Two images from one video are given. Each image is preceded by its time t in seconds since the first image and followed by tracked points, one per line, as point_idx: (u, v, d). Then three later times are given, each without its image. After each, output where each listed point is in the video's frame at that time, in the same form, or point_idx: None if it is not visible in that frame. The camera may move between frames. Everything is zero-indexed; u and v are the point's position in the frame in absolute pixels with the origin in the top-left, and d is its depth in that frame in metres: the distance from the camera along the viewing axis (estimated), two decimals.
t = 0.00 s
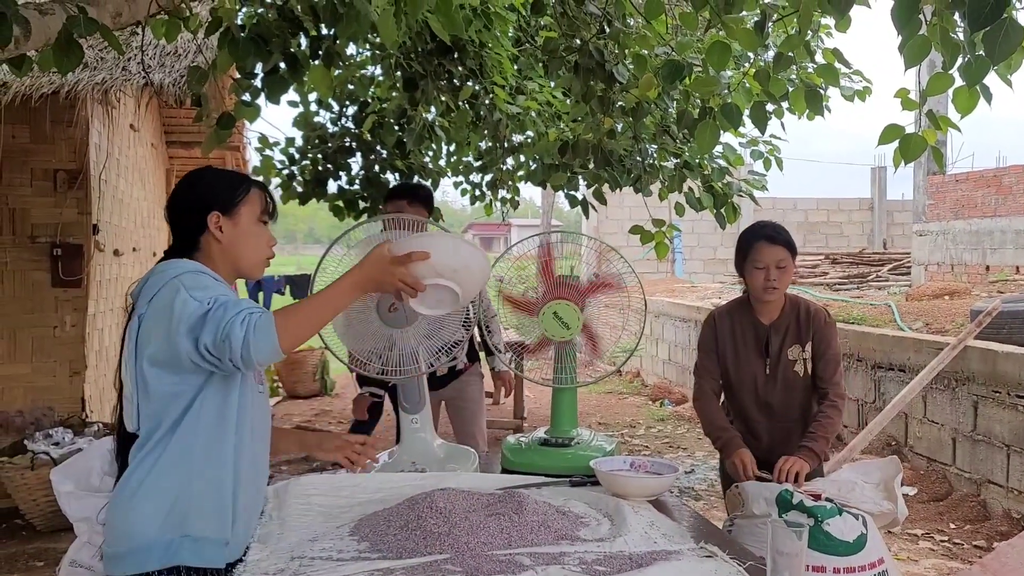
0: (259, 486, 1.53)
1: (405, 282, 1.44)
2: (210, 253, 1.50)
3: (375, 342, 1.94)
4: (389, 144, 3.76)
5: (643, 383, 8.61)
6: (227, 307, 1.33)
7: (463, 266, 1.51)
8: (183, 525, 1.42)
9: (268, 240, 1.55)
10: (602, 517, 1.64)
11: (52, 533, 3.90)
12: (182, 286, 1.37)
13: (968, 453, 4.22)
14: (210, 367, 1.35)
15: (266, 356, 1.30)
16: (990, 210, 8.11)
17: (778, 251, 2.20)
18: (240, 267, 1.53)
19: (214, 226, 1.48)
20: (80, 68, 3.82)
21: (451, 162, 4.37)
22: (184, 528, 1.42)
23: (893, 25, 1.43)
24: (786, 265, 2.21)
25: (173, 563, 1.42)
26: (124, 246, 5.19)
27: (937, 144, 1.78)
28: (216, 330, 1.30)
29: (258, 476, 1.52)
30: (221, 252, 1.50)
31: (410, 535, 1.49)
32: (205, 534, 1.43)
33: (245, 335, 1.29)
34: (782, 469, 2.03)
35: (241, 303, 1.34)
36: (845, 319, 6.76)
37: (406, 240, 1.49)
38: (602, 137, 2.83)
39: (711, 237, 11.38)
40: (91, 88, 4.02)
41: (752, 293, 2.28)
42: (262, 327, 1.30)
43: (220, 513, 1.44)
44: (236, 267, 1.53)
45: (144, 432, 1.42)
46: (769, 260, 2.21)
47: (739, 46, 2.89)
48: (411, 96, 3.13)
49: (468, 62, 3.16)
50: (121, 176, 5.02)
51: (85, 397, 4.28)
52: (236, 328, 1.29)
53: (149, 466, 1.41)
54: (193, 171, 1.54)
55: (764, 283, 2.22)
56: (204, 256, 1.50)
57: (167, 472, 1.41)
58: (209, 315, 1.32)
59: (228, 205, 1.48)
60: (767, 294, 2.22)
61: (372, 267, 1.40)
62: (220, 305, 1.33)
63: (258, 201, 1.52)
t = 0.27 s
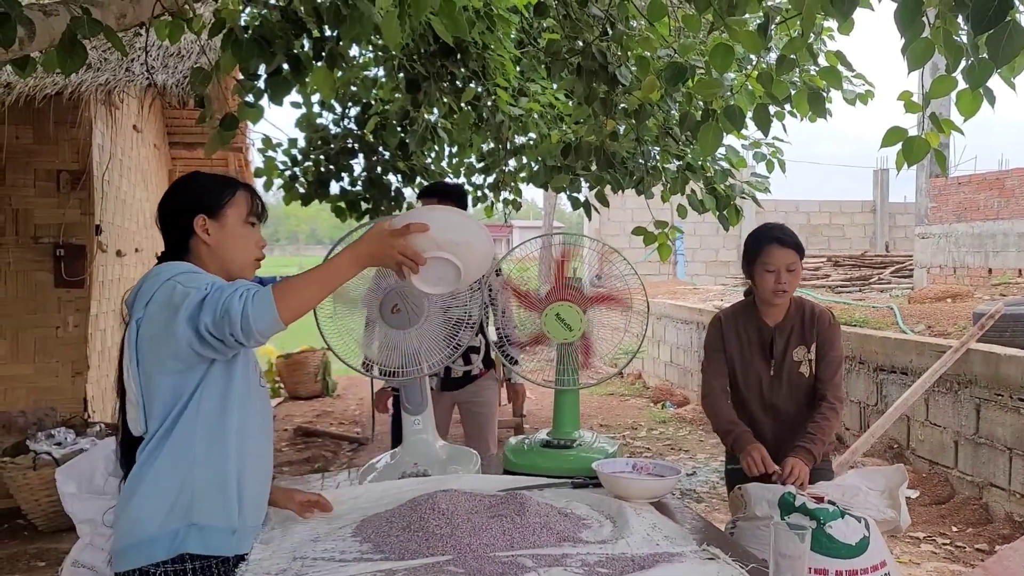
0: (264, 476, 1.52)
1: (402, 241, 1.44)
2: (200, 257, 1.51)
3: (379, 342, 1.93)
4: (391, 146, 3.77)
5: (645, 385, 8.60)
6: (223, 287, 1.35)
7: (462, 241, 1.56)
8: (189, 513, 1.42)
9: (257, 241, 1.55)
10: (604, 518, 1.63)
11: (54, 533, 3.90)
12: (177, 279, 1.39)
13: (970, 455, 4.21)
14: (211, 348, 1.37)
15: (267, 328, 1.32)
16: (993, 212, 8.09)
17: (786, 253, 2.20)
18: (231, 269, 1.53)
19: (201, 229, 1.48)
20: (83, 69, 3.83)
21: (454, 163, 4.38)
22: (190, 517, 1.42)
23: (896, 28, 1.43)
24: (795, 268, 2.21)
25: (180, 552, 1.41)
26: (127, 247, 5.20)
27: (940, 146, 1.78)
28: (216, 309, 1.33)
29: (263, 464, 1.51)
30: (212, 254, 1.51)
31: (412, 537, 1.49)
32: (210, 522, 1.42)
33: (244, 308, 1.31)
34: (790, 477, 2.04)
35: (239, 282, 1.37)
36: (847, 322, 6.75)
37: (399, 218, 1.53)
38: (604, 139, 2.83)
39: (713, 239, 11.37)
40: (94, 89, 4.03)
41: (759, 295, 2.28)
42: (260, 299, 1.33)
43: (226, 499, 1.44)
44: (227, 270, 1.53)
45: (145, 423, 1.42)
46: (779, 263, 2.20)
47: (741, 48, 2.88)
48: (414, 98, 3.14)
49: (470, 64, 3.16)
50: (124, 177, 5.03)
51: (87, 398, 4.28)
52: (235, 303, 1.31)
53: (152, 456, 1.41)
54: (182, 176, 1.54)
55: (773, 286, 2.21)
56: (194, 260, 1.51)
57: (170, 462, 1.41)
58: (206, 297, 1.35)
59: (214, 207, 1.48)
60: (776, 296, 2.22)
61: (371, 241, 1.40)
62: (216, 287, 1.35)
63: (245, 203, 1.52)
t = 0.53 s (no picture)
0: (264, 475, 1.52)
1: (402, 231, 1.49)
2: (197, 259, 1.51)
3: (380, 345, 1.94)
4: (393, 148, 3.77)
5: (646, 387, 8.59)
6: (227, 286, 1.35)
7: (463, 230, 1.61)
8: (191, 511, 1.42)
9: (255, 244, 1.55)
10: (606, 521, 1.63)
11: (55, 535, 3.90)
12: (178, 280, 1.39)
13: (972, 458, 4.21)
14: (215, 347, 1.37)
15: (273, 324, 1.32)
16: (995, 215, 8.08)
17: (820, 258, 2.16)
18: (227, 271, 1.53)
19: (197, 231, 1.48)
20: (86, 71, 3.84)
21: (456, 165, 4.38)
22: (191, 515, 1.42)
23: (899, 30, 1.43)
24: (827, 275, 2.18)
25: (181, 551, 1.40)
26: (129, 249, 5.21)
27: (942, 149, 1.77)
28: (221, 307, 1.33)
29: (262, 464, 1.51)
30: (208, 256, 1.51)
31: (413, 539, 1.49)
32: (211, 520, 1.42)
33: (250, 304, 1.31)
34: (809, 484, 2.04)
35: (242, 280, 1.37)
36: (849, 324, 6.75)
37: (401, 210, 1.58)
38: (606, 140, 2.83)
39: (714, 241, 11.36)
40: (97, 91, 4.04)
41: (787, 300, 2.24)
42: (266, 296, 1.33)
43: (227, 497, 1.44)
44: (223, 272, 1.53)
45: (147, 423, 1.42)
46: (810, 270, 2.17)
47: (743, 50, 2.88)
48: (415, 99, 3.14)
49: (472, 66, 3.16)
50: (126, 179, 5.03)
51: (88, 399, 4.28)
52: (241, 300, 1.31)
53: (154, 455, 1.40)
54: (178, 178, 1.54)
55: (800, 292, 2.19)
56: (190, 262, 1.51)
57: (171, 460, 1.41)
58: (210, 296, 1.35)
59: (211, 209, 1.48)
60: (804, 302, 2.19)
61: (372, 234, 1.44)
62: (220, 286, 1.35)
63: (242, 205, 1.52)
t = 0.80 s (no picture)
0: (265, 472, 1.52)
1: (402, 222, 1.48)
2: (191, 260, 1.51)
3: (378, 346, 1.94)
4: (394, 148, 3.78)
5: (647, 388, 8.59)
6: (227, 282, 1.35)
7: (464, 220, 1.60)
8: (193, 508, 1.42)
9: (248, 244, 1.56)
10: (606, 521, 1.63)
11: (56, 535, 3.91)
12: (176, 280, 1.39)
13: (973, 459, 4.20)
14: (216, 344, 1.37)
15: (275, 318, 1.32)
16: (996, 216, 8.08)
17: (877, 259, 2.03)
18: (221, 271, 1.53)
19: (191, 232, 1.48)
20: (87, 71, 3.85)
21: (457, 165, 4.37)
22: (193, 513, 1.42)
23: (899, 30, 1.43)
24: (886, 277, 2.04)
25: (183, 549, 1.40)
26: (130, 249, 5.21)
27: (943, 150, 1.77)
28: (222, 303, 1.33)
29: (263, 461, 1.52)
30: (202, 258, 1.51)
31: (413, 539, 1.49)
32: (213, 518, 1.42)
33: (251, 299, 1.31)
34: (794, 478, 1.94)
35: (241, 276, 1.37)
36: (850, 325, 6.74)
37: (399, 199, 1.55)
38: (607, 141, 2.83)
39: (715, 242, 11.35)
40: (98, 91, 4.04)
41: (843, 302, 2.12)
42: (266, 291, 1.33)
43: (229, 493, 1.44)
44: (218, 273, 1.54)
45: (147, 421, 1.41)
46: (863, 270, 2.04)
47: (744, 51, 2.88)
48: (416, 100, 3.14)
49: (473, 66, 3.17)
50: (127, 179, 5.04)
51: (89, 399, 4.28)
52: (242, 295, 1.31)
53: (155, 453, 1.40)
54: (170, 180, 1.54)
55: (853, 292, 2.06)
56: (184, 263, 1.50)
57: (172, 459, 1.41)
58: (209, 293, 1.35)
59: (205, 211, 1.48)
60: (857, 305, 2.06)
61: (371, 225, 1.44)
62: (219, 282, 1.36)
63: (235, 206, 1.53)
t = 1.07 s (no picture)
0: (264, 473, 1.52)
1: (397, 219, 1.49)
2: (187, 262, 1.50)
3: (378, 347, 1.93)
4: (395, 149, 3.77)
5: (648, 389, 8.58)
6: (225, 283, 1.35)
7: (458, 215, 1.61)
8: (193, 511, 1.41)
9: (244, 246, 1.56)
10: (605, 523, 1.62)
11: (56, 536, 3.90)
12: (172, 283, 1.39)
13: (974, 460, 4.19)
14: (215, 346, 1.36)
15: (274, 318, 1.32)
16: (998, 217, 8.06)
17: (903, 250, 2.00)
18: (217, 273, 1.53)
19: (187, 234, 1.48)
20: (87, 72, 3.85)
21: (458, 166, 4.37)
22: (192, 515, 1.41)
23: (899, 31, 1.42)
24: (913, 268, 2.00)
25: (182, 551, 1.40)
26: (130, 250, 5.21)
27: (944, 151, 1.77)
28: (221, 304, 1.32)
29: (262, 463, 1.51)
30: (198, 260, 1.50)
31: (410, 541, 1.48)
32: (212, 519, 1.42)
33: (249, 300, 1.31)
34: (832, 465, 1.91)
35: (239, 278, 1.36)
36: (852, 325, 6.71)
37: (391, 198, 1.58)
38: (607, 142, 2.82)
39: (717, 243, 11.34)
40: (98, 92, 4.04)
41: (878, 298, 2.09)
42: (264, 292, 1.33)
43: (228, 495, 1.43)
44: (214, 274, 1.53)
45: (145, 424, 1.41)
46: (887, 263, 2.02)
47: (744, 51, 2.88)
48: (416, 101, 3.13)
49: (473, 67, 3.16)
50: (128, 180, 5.04)
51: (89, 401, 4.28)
52: (240, 296, 1.31)
53: (153, 456, 1.40)
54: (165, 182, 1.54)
55: (880, 287, 2.04)
56: (179, 265, 1.50)
57: (171, 460, 1.40)
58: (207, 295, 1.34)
59: (201, 212, 1.48)
60: (886, 299, 2.04)
61: (366, 221, 1.45)
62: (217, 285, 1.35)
63: (231, 207, 1.52)
